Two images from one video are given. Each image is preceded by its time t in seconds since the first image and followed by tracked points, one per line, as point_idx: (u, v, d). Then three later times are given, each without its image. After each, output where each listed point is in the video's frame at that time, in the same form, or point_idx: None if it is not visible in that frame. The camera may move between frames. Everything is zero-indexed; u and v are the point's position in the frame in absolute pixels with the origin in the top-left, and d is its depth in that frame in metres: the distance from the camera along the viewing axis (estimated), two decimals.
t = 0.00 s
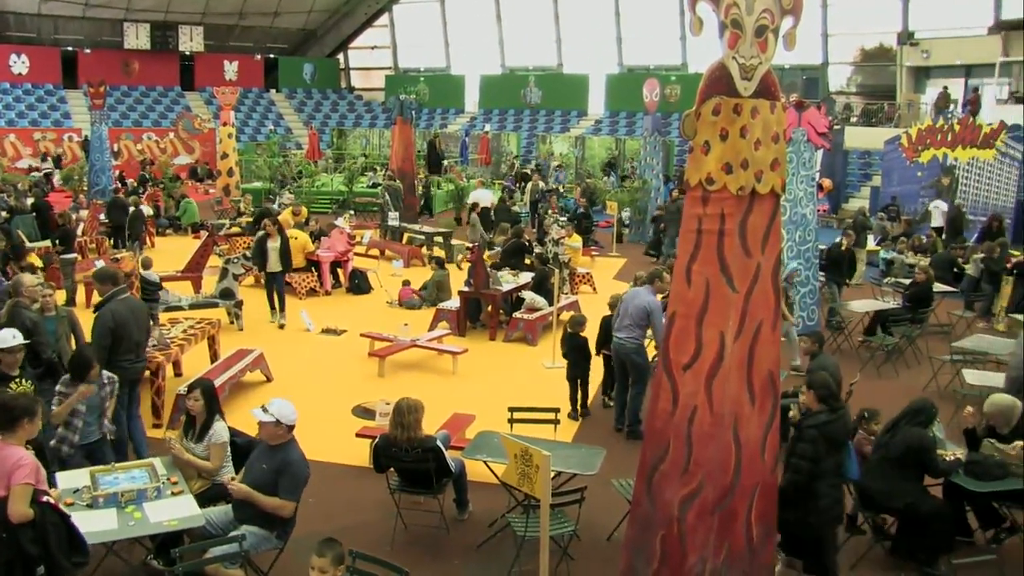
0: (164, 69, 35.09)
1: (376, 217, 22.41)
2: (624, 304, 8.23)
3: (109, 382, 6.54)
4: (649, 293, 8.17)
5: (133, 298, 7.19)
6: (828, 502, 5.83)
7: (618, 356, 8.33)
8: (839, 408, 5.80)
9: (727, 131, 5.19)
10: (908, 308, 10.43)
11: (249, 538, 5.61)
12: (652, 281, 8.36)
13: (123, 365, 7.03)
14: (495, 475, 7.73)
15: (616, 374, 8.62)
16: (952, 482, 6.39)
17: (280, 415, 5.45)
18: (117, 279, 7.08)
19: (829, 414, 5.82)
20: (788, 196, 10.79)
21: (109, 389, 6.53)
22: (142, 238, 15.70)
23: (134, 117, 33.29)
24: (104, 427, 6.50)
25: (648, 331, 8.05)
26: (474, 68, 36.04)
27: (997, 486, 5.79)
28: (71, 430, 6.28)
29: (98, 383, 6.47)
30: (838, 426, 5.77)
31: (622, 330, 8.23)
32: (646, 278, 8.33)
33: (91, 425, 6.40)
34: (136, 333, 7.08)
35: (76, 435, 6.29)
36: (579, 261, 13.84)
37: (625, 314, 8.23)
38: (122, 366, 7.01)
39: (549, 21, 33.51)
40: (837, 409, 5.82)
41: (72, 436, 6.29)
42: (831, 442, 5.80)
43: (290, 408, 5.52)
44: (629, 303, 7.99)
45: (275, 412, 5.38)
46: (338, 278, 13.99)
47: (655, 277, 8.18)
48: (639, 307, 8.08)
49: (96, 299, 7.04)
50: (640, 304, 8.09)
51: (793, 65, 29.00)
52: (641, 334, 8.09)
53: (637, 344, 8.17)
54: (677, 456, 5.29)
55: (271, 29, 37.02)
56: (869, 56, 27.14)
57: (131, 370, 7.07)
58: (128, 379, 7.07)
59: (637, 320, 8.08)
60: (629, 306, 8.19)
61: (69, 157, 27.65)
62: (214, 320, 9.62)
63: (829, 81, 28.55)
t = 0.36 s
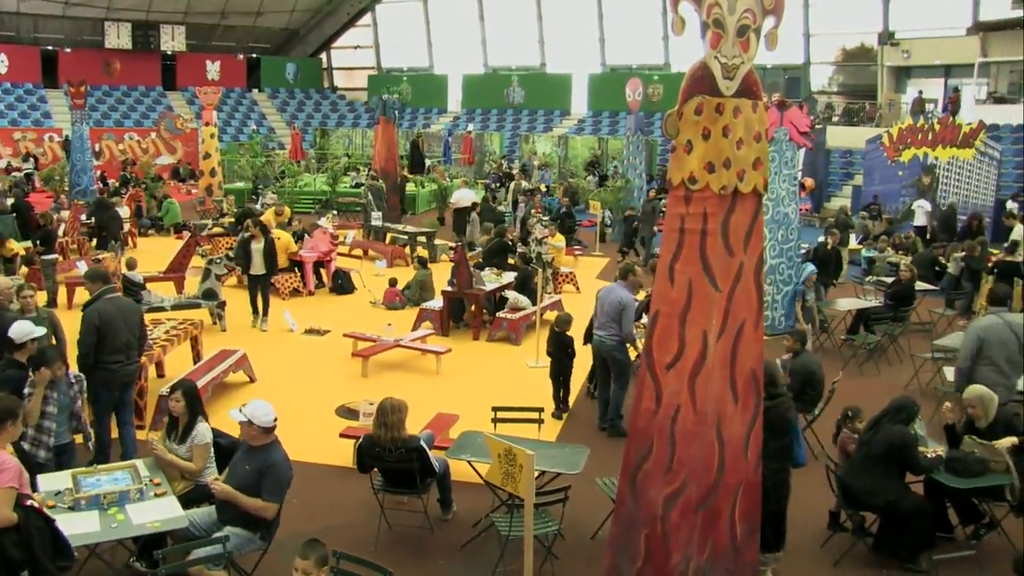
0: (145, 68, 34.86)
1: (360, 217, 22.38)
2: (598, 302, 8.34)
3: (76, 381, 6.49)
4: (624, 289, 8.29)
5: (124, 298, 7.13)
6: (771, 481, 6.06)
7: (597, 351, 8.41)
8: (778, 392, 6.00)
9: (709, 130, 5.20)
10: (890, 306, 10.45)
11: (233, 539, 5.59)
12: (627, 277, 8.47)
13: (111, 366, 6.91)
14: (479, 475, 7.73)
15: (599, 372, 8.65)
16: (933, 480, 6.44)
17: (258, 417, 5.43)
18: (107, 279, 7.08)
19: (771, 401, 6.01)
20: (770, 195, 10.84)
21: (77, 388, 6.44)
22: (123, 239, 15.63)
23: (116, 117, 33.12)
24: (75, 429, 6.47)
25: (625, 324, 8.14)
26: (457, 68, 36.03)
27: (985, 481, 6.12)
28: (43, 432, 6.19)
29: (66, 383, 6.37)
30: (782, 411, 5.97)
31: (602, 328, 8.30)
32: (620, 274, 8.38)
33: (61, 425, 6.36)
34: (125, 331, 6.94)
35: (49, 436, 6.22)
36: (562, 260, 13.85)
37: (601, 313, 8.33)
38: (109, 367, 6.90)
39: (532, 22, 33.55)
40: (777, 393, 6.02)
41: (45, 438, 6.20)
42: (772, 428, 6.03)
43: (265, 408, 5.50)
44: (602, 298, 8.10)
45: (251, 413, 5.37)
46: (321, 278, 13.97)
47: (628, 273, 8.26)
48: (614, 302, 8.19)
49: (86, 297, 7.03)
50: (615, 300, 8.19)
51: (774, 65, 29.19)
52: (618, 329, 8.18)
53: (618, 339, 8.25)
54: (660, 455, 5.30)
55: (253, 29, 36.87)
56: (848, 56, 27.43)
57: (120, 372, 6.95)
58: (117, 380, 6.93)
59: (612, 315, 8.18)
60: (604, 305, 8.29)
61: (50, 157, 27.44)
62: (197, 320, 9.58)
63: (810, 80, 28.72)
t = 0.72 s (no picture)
0: (126, 67, 34.74)
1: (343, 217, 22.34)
2: (580, 300, 8.39)
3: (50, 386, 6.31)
4: (606, 286, 8.34)
5: (107, 300, 7.11)
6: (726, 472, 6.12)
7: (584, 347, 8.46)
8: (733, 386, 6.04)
9: (691, 129, 5.22)
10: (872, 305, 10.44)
11: (215, 540, 5.56)
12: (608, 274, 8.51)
13: (91, 368, 6.86)
14: (463, 475, 7.72)
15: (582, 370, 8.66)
16: (914, 477, 6.47)
17: (226, 419, 5.39)
18: (91, 281, 7.08)
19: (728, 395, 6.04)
20: (753, 194, 10.87)
21: (55, 393, 6.31)
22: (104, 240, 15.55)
23: (97, 117, 32.98)
24: (52, 434, 6.34)
25: (608, 320, 8.20)
26: (440, 68, 36.02)
27: (963, 477, 6.13)
28: (21, 435, 6.21)
29: (41, 387, 6.24)
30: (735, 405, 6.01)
31: (584, 326, 8.33)
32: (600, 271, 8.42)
33: (37, 430, 6.24)
34: (105, 332, 6.91)
35: (26, 441, 6.21)
36: (544, 259, 13.87)
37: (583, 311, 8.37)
38: (90, 369, 6.85)
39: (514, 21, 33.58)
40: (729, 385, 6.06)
41: (23, 441, 6.21)
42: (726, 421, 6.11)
43: (236, 411, 5.46)
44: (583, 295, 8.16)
45: (220, 415, 5.33)
46: (303, 278, 13.95)
47: (608, 270, 8.30)
48: (595, 301, 8.23)
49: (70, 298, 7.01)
50: (596, 297, 8.25)
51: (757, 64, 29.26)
52: (600, 325, 8.24)
53: (602, 336, 8.30)
54: (643, 454, 5.32)
55: (235, 28, 36.75)
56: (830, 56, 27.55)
57: (101, 373, 6.90)
58: (97, 381, 6.88)
59: (594, 313, 8.22)
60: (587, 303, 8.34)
61: (32, 157, 27.27)
62: (179, 321, 9.54)
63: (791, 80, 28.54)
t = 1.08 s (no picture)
0: (105, 66, 34.58)
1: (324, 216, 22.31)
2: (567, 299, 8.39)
3: (16, 390, 6.19)
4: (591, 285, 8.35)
5: (77, 300, 7.02)
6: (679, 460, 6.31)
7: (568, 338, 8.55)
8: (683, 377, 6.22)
9: (670, 128, 5.24)
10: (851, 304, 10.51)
11: (196, 542, 5.52)
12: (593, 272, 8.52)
13: (61, 369, 6.85)
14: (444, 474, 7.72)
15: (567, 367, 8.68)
16: (892, 473, 6.51)
17: (187, 424, 5.35)
18: (60, 283, 6.91)
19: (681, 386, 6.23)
20: (731, 193, 10.91)
21: (19, 396, 6.21)
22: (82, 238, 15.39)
23: (74, 117, 32.76)
24: (17, 435, 6.21)
25: (593, 320, 8.23)
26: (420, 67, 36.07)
27: (937, 474, 6.24)
28: None
29: (7, 390, 6.14)
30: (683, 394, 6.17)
31: (571, 325, 8.34)
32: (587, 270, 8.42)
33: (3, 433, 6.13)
34: (74, 334, 6.85)
35: None
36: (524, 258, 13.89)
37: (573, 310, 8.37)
38: (58, 370, 6.83)
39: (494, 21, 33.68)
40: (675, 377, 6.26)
41: None
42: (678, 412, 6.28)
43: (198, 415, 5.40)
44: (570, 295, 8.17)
45: (180, 421, 5.27)
46: (283, 278, 13.90)
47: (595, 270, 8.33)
48: (581, 301, 8.25)
49: (38, 300, 6.88)
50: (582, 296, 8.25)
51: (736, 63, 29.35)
52: (585, 324, 8.26)
53: (587, 335, 8.33)
54: (623, 453, 5.33)
55: (214, 27, 36.65)
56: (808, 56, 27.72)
57: (69, 375, 6.88)
58: (65, 383, 6.85)
59: (580, 313, 8.25)
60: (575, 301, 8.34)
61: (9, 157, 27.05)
62: (158, 322, 9.47)
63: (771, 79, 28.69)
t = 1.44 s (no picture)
0: (82, 66, 34.38)
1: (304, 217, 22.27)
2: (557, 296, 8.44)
3: None
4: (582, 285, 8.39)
5: (43, 302, 6.96)
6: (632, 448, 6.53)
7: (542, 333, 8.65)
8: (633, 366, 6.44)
9: (650, 127, 5.24)
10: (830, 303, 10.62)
11: (177, 545, 5.47)
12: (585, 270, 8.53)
13: (26, 372, 6.79)
14: (425, 474, 7.72)
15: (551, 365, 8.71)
16: (872, 470, 6.55)
17: (155, 429, 5.31)
18: (26, 286, 6.84)
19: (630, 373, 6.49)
20: (710, 192, 10.95)
21: None
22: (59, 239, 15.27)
23: (52, 116, 32.50)
24: None
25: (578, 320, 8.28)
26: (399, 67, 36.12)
27: (915, 471, 6.29)
28: None
29: None
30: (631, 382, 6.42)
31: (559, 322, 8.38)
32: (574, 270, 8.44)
33: None
34: (39, 337, 6.79)
35: None
36: (505, 258, 13.91)
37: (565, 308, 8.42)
38: (24, 372, 6.77)
39: (473, 20, 33.79)
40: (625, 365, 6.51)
41: None
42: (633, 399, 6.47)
43: (167, 419, 5.37)
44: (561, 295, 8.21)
45: (150, 427, 5.23)
46: (263, 278, 13.85)
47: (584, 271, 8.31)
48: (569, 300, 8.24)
49: (3, 303, 6.82)
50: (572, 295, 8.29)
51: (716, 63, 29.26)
52: (571, 324, 8.31)
53: (572, 333, 8.38)
54: (604, 451, 5.34)
55: (192, 26, 36.47)
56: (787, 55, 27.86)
57: (35, 377, 6.83)
58: (30, 386, 6.81)
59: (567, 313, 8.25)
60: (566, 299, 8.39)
61: None
62: (137, 323, 9.42)
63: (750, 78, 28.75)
